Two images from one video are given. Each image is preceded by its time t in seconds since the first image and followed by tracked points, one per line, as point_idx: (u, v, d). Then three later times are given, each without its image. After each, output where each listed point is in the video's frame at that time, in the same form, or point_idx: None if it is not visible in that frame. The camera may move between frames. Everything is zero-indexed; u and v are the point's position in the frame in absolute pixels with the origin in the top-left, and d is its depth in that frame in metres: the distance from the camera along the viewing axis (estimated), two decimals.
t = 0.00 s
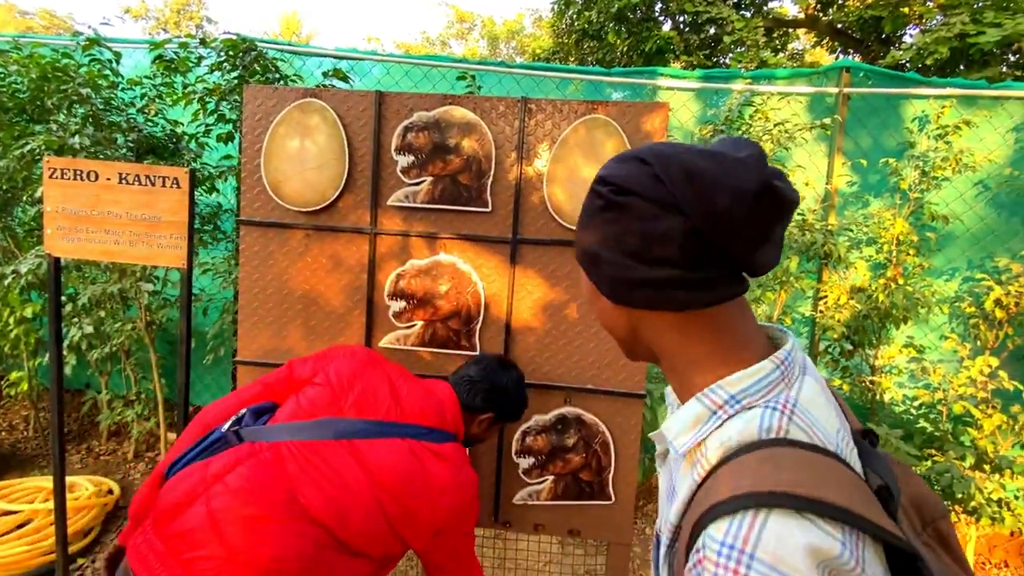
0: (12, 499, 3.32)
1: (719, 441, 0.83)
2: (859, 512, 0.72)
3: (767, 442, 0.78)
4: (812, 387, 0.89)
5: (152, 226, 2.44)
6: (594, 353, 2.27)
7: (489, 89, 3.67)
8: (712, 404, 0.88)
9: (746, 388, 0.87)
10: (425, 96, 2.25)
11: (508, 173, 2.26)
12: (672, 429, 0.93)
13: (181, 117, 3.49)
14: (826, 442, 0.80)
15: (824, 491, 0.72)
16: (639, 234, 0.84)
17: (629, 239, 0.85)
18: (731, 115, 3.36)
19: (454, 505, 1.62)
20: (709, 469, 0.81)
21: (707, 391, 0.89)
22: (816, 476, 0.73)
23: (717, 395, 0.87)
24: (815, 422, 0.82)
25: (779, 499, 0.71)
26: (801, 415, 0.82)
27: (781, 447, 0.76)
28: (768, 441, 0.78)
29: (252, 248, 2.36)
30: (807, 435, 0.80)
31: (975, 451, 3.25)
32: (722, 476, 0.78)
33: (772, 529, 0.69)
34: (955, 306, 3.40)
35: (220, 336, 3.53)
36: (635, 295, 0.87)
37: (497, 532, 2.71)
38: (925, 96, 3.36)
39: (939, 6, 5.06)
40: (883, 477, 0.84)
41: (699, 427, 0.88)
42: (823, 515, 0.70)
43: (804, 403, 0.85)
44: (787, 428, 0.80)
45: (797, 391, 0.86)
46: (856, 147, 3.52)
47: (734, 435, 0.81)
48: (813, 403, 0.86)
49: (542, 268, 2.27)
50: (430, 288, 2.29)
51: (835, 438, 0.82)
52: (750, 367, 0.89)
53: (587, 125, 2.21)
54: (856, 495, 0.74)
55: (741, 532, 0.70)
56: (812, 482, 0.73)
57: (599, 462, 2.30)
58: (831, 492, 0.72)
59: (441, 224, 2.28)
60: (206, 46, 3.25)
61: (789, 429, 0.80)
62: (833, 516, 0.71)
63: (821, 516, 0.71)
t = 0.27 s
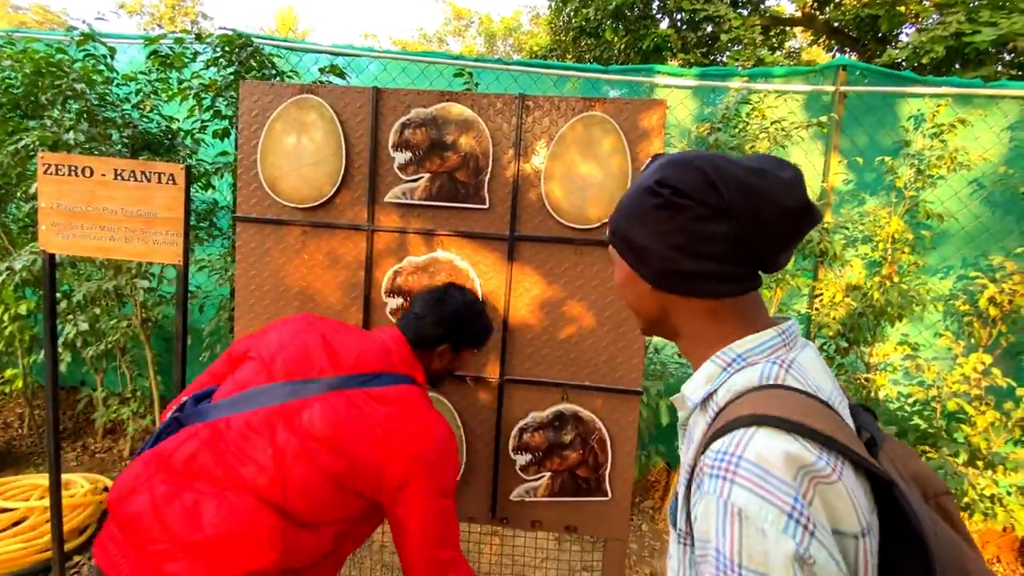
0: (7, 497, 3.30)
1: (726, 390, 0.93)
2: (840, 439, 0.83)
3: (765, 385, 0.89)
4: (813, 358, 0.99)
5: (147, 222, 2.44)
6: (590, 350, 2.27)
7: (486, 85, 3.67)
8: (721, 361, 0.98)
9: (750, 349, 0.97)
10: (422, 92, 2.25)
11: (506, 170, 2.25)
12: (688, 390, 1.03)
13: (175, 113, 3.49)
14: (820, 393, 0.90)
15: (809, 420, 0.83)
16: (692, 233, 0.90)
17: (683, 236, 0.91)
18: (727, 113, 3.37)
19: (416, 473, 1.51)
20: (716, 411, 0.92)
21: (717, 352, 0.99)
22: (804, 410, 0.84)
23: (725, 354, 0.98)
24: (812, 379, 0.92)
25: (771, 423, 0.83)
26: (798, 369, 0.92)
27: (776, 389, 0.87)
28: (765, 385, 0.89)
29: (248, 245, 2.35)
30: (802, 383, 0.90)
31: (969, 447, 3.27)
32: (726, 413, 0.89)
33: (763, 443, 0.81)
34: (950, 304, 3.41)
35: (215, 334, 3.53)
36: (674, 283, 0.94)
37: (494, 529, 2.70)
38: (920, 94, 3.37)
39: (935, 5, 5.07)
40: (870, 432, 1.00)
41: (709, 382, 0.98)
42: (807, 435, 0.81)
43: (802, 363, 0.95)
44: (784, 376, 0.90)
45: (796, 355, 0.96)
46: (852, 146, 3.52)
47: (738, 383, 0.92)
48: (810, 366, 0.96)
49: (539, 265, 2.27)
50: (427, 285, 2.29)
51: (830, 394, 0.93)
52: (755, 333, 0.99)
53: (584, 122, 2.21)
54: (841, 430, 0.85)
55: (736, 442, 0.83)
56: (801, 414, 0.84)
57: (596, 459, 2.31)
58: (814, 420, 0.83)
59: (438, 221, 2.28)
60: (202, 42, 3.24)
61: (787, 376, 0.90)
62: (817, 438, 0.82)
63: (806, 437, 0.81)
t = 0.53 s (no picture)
0: (16, 496, 3.33)
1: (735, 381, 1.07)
2: (838, 426, 0.96)
3: (771, 376, 1.02)
4: (810, 358, 1.13)
5: (158, 224, 2.46)
6: (596, 353, 2.28)
7: (493, 89, 3.68)
8: (731, 355, 1.11)
9: (755, 345, 1.11)
10: (431, 97, 2.27)
11: (513, 174, 2.27)
12: (699, 380, 1.16)
13: (185, 115, 3.50)
14: (820, 386, 1.04)
15: (810, 406, 0.96)
16: (719, 234, 1.05)
17: (711, 237, 1.05)
18: (734, 117, 3.37)
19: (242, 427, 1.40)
20: (727, 398, 1.05)
21: (727, 347, 1.13)
22: (807, 399, 0.98)
23: (734, 349, 1.11)
24: (812, 375, 1.06)
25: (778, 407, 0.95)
26: (799, 364, 1.06)
27: (782, 380, 1.01)
28: (773, 377, 1.02)
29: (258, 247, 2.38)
30: (804, 376, 1.04)
31: (975, 453, 3.29)
32: (737, 399, 1.01)
33: (772, 425, 0.93)
34: (956, 309, 3.41)
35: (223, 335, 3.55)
36: (701, 282, 1.07)
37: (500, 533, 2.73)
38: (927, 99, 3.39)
39: (942, 9, 5.06)
40: (864, 425, 1.15)
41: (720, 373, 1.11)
42: (807, 417, 0.94)
43: (803, 361, 1.09)
44: (787, 369, 1.04)
45: (796, 353, 1.10)
46: (859, 150, 3.52)
47: (747, 374, 1.05)
48: (809, 364, 1.10)
49: (546, 268, 2.28)
50: (434, 287, 2.31)
51: (828, 389, 1.07)
52: (761, 333, 1.13)
53: (591, 126, 2.22)
54: (837, 417, 0.98)
55: (745, 423, 0.94)
56: (803, 402, 0.97)
57: (601, 462, 2.31)
58: (814, 406, 0.97)
59: (445, 224, 2.30)
60: (212, 46, 3.26)
61: (790, 369, 1.04)
62: (817, 422, 0.94)
63: (807, 420, 0.94)
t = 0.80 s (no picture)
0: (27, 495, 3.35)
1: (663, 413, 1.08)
2: (759, 456, 0.95)
3: (694, 409, 1.02)
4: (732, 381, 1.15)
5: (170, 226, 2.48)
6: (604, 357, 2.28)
7: (501, 93, 3.68)
8: (660, 386, 1.13)
9: (679, 376, 1.13)
10: (440, 100, 2.28)
11: (522, 177, 2.27)
12: (632, 408, 1.19)
13: (196, 118, 3.54)
14: (743, 414, 1.05)
15: (734, 439, 0.96)
16: (642, 265, 1.08)
17: (635, 268, 1.08)
18: (743, 121, 3.35)
19: (50, 377, 1.18)
20: (655, 430, 1.06)
21: (656, 378, 1.15)
22: (728, 430, 0.98)
23: (663, 380, 1.13)
24: (735, 402, 1.07)
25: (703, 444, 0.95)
26: (722, 393, 1.07)
27: (705, 413, 1.01)
28: (696, 409, 1.02)
29: (267, 249, 2.38)
30: (727, 404, 1.05)
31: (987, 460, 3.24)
32: (664, 433, 1.02)
33: (698, 463, 0.94)
34: (968, 314, 3.39)
35: (232, 336, 3.57)
36: (632, 309, 1.11)
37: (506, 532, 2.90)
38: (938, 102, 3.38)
39: (953, 12, 5.03)
40: (778, 440, 1.12)
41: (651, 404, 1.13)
42: (731, 452, 0.94)
43: (727, 388, 1.09)
44: (709, 400, 1.04)
45: (719, 380, 1.12)
46: (869, 154, 3.50)
47: (671, 408, 1.06)
48: (733, 390, 1.10)
49: (555, 270, 2.28)
50: (442, 290, 2.31)
51: (750, 413, 1.07)
52: (685, 362, 1.15)
53: (600, 129, 2.23)
54: (757, 446, 0.98)
55: (673, 462, 0.95)
56: (724, 435, 0.97)
57: (608, 465, 2.31)
58: (734, 438, 0.97)
59: (454, 226, 2.30)
60: (224, 49, 3.29)
61: (714, 399, 1.05)
62: (737, 455, 0.94)
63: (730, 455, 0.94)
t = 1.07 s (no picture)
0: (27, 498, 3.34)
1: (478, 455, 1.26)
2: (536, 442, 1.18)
3: (493, 430, 1.23)
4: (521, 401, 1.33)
5: (170, 228, 2.48)
6: (605, 358, 2.27)
7: (501, 94, 3.65)
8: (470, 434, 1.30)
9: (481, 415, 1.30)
10: (440, 101, 2.27)
11: (522, 178, 2.26)
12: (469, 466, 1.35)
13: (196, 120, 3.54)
14: (531, 420, 1.24)
15: (514, 440, 1.19)
16: (454, 345, 1.28)
17: (448, 346, 1.28)
18: (744, 121, 3.32)
19: None
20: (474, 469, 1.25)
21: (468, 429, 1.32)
22: (512, 435, 1.20)
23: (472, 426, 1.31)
24: (525, 413, 1.26)
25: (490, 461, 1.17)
26: (508, 410, 1.26)
27: (493, 434, 1.22)
28: (488, 436, 1.22)
29: (267, 251, 2.38)
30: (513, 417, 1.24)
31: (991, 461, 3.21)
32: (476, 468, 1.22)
33: (491, 471, 1.16)
34: (970, 314, 3.38)
35: (233, 338, 3.56)
36: (446, 379, 1.30)
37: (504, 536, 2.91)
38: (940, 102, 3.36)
39: (954, 11, 5.02)
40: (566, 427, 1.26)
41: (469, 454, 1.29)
42: (515, 449, 1.16)
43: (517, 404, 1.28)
44: (498, 425, 1.24)
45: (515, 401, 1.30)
46: (870, 154, 3.49)
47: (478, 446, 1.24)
48: (525, 404, 1.29)
49: (555, 272, 2.27)
50: (442, 291, 2.30)
51: (539, 416, 1.26)
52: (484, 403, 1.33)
53: (600, 130, 2.22)
54: (537, 436, 1.20)
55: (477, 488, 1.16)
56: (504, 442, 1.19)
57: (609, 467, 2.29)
58: (512, 439, 1.19)
59: (454, 228, 2.30)
60: (223, 51, 3.28)
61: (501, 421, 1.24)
62: (517, 448, 1.17)
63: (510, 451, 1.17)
